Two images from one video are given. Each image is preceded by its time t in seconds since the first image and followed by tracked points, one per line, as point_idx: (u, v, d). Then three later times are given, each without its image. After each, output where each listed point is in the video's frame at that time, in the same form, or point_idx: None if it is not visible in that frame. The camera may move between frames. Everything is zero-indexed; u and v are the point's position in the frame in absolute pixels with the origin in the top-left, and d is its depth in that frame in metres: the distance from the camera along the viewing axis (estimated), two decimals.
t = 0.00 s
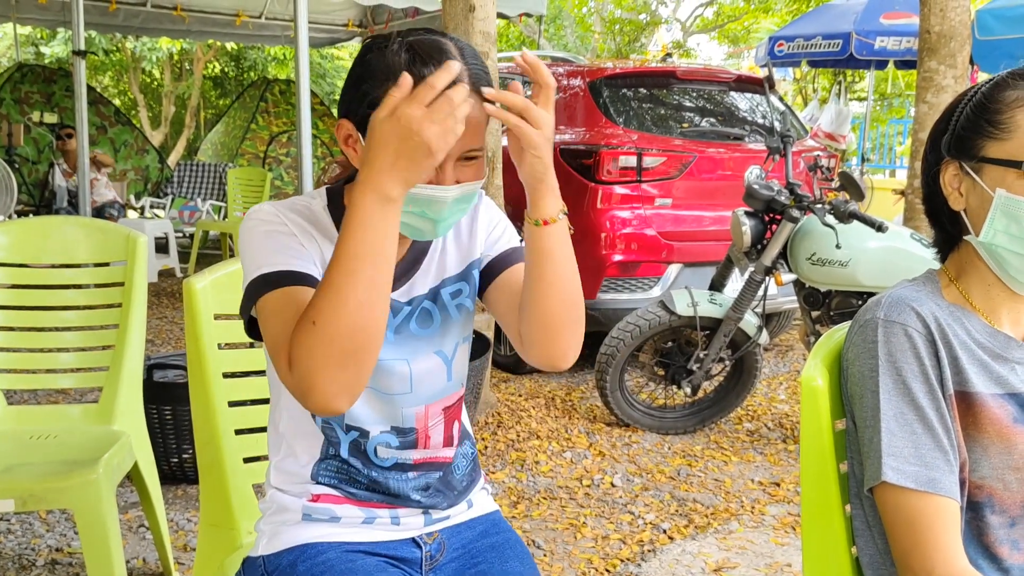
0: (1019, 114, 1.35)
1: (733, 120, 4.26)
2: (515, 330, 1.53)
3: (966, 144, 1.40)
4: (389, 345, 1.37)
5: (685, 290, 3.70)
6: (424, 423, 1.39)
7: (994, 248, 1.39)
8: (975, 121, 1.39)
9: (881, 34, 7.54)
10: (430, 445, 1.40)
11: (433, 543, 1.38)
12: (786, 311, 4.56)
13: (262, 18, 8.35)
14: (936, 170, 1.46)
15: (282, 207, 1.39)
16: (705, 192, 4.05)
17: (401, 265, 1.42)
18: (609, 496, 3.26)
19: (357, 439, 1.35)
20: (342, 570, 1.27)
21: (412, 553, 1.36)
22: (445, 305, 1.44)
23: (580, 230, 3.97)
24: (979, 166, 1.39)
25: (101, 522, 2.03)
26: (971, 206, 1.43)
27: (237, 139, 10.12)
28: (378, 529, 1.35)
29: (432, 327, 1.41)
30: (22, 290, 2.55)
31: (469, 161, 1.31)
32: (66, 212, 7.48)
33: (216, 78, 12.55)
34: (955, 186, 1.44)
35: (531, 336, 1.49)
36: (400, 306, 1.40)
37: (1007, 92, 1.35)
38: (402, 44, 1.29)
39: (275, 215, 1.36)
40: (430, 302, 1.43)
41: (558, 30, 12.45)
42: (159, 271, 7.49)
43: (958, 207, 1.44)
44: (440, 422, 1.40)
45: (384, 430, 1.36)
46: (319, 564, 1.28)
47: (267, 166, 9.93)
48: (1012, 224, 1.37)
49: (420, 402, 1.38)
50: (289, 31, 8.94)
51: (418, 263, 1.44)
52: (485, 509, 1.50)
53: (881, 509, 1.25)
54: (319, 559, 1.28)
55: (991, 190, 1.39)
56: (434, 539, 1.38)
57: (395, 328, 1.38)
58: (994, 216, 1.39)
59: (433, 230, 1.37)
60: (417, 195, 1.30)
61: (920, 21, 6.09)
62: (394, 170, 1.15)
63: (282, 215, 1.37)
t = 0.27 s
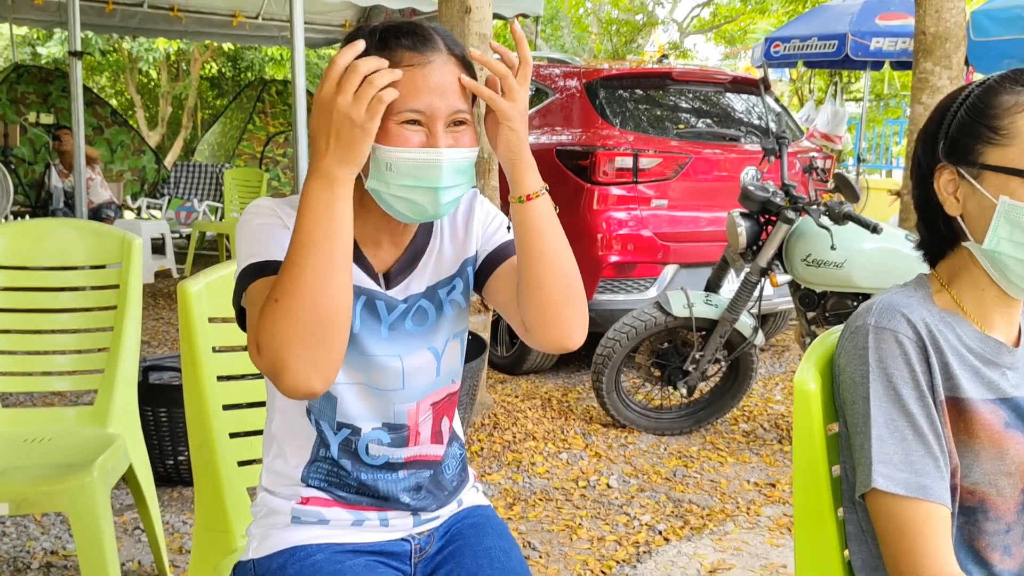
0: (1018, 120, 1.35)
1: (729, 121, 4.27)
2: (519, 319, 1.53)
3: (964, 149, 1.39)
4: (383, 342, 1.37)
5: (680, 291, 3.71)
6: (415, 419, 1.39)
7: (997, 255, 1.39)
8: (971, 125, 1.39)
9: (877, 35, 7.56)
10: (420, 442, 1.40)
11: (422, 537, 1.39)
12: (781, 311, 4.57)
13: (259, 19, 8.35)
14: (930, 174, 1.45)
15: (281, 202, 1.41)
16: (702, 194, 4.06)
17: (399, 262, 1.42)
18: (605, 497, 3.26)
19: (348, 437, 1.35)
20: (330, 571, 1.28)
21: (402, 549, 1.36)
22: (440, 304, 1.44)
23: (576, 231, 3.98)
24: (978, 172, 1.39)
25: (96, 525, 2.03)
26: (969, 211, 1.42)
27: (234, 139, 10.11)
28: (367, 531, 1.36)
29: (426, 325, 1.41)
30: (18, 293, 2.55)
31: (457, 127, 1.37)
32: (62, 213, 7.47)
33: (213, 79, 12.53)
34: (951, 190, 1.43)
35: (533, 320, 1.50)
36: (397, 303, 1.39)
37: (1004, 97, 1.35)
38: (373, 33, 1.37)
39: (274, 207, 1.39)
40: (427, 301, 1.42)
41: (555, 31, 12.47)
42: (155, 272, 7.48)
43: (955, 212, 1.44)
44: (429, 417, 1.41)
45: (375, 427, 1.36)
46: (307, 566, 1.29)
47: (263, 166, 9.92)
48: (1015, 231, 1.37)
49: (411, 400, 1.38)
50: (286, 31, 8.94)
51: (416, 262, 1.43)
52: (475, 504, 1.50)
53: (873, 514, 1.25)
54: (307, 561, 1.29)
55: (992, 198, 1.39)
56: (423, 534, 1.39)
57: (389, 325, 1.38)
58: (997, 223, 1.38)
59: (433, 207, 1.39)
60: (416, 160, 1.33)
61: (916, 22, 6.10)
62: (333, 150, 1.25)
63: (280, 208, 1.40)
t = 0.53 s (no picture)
0: (998, 124, 1.35)
1: (726, 121, 4.27)
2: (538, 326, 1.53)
3: (945, 156, 1.39)
4: (382, 349, 1.35)
5: (676, 292, 3.70)
6: (411, 427, 1.38)
7: (990, 260, 1.39)
8: (947, 129, 1.38)
9: (874, 34, 7.55)
10: (415, 449, 1.39)
11: (411, 540, 1.40)
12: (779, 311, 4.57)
13: (257, 19, 8.35)
14: (912, 180, 1.45)
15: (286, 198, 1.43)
16: (699, 194, 4.05)
17: (405, 269, 1.41)
18: (601, 497, 3.26)
19: (342, 441, 1.34)
20: (318, 572, 1.28)
21: (390, 551, 1.37)
22: (444, 315, 1.43)
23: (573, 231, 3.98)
24: (963, 177, 1.38)
25: (89, 527, 2.02)
26: (955, 216, 1.42)
27: (232, 139, 10.11)
28: (358, 536, 1.36)
29: (427, 335, 1.40)
30: (13, 294, 2.55)
31: (460, 121, 1.41)
32: (59, 213, 7.47)
33: (211, 79, 12.53)
34: (934, 195, 1.43)
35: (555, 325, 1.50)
36: (399, 311, 1.37)
37: (979, 101, 1.35)
38: (375, 29, 1.41)
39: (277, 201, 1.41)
40: (432, 311, 1.41)
41: (554, 31, 12.48)
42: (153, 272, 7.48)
43: (940, 217, 1.43)
44: (426, 427, 1.40)
45: (370, 431, 1.36)
46: (295, 567, 1.28)
47: (262, 166, 9.92)
48: (1010, 237, 1.37)
49: (407, 407, 1.37)
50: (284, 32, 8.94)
51: (421, 269, 1.43)
52: (467, 509, 1.50)
53: (860, 517, 1.25)
54: (294, 562, 1.29)
55: (981, 203, 1.38)
56: (413, 538, 1.40)
57: (389, 333, 1.36)
58: (989, 228, 1.38)
59: (436, 201, 1.42)
60: (419, 149, 1.38)
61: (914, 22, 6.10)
62: (314, 151, 1.32)
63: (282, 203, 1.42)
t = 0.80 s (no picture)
0: (996, 120, 1.35)
1: (723, 120, 4.28)
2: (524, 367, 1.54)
3: (941, 151, 1.40)
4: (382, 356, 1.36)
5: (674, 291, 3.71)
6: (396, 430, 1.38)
7: (983, 255, 1.40)
8: (945, 124, 1.39)
9: (872, 33, 7.57)
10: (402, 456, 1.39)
11: (410, 539, 1.40)
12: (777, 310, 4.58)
13: (256, 19, 8.37)
14: (907, 176, 1.46)
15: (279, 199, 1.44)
16: (696, 193, 4.06)
17: (401, 273, 1.40)
18: (598, 495, 3.27)
19: (337, 445, 1.35)
20: (311, 571, 1.29)
21: (389, 550, 1.37)
22: (443, 324, 1.41)
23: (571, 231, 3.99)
24: (958, 173, 1.39)
25: (87, 525, 2.04)
26: (949, 213, 1.43)
27: (231, 139, 10.13)
28: (355, 538, 1.36)
29: (425, 340, 1.39)
30: (12, 294, 2.56)
31: (459, 117, 1.44)
32: (59, 213, 7.48)
33: (211, 79, 12.54)
34: (929, 191, 1.44)
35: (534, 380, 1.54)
36: (395, 314, 1.37)
37: (975, 97, 1.35)
38: (373, 23, 1.42)
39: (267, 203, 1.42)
40: (429, 317, 1.40)
41: (553, 30, 12.50)
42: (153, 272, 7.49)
43: (934, 213, 1.44)
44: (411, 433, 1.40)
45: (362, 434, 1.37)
46: (290, 566, 1.29)
47: (261, 166, 9.94)
48: (1002, 232, 1.38)
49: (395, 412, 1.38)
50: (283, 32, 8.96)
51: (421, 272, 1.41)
52: (466, 513, 1.51)
53: (850, 513, 1.26)
54: (290, 561, 1.30)
55: (975, 200, 1.39)
56: (412, 536, 1.41)
57: (387, 337, 1.36)
58: (982, 224, 1.39)
59: (437, 195, 1.45)
60: (422, 144, 1.41)
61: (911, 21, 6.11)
62: (303, 150, 1.33)
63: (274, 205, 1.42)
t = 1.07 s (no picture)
0: (1002, 119, 1.36)
1: (722, 120, 4.29)
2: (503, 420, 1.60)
3: (946, 147, 1.40)
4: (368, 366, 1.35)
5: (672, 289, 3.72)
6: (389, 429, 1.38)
7: (979, 253, 1.41)
8: (951, 121, 1.39)
9: (870, 33, 7.58)
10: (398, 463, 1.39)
11: (408, 538, 1.42)
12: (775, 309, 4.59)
13: (254, 18, 8.37)
14: (910, 171, 1.46)
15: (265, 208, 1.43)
16: (695, 192, 4.07)
17: (392, 280, 1.38)
18: (597, 494, 3.28)
19: (331, 451, 1.35)
20: (309, 572, 1.30)
21: (387, 549, 1.39)
22: (430, 332, 1.40)
23: (570, 230, 3.99)
24: (961, 170, 1.40)
25: (86, 523, 2.04)
26: (950, 209, 1.43)
27: (229, 139, 10.13)
28: (353, 539, 1.37)
29: (413, 350, 1.38)
30: (10, 293, 2.56)
31: (452, 117, 1.45)
32: (57, 212, 7.48)
33: (208, 79, 12.53)
34: (930, 187, 1.44)
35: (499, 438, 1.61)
36: (382, 323, 1.36)
37: (984, 95, 1.36)
38: (365, 20, 1.42)
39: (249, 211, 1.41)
40: (417, 324, 1.39)
41: (551, 30, 12.50)
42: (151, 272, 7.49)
43: (934, 209, 1.45)
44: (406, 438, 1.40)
45: (358, 437, 1.36)
46: (288, 566, 1.30)
47: (259, 166, 9.93)
48: (1000, 230, 1.39)
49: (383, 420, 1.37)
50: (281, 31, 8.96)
51: (412, 277, 1.40)
52: (464, 511, 1.51)
53: (849, 507, 1.27)
54: (288, 561, 1.31)
55: (976, 198, 1.40)
56: (411, 534, 1.42)
57: (374, 347, 1.35)
58: (981, 221, 1.40)
59: (429, 196, 1.46)
60: (414, 143, 1.42)
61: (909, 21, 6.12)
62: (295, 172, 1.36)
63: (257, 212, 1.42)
